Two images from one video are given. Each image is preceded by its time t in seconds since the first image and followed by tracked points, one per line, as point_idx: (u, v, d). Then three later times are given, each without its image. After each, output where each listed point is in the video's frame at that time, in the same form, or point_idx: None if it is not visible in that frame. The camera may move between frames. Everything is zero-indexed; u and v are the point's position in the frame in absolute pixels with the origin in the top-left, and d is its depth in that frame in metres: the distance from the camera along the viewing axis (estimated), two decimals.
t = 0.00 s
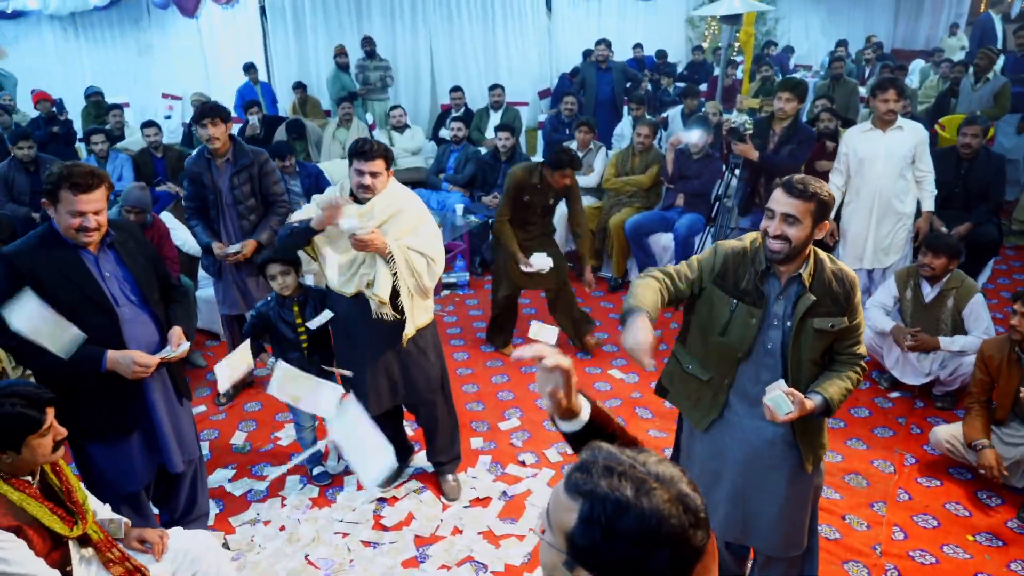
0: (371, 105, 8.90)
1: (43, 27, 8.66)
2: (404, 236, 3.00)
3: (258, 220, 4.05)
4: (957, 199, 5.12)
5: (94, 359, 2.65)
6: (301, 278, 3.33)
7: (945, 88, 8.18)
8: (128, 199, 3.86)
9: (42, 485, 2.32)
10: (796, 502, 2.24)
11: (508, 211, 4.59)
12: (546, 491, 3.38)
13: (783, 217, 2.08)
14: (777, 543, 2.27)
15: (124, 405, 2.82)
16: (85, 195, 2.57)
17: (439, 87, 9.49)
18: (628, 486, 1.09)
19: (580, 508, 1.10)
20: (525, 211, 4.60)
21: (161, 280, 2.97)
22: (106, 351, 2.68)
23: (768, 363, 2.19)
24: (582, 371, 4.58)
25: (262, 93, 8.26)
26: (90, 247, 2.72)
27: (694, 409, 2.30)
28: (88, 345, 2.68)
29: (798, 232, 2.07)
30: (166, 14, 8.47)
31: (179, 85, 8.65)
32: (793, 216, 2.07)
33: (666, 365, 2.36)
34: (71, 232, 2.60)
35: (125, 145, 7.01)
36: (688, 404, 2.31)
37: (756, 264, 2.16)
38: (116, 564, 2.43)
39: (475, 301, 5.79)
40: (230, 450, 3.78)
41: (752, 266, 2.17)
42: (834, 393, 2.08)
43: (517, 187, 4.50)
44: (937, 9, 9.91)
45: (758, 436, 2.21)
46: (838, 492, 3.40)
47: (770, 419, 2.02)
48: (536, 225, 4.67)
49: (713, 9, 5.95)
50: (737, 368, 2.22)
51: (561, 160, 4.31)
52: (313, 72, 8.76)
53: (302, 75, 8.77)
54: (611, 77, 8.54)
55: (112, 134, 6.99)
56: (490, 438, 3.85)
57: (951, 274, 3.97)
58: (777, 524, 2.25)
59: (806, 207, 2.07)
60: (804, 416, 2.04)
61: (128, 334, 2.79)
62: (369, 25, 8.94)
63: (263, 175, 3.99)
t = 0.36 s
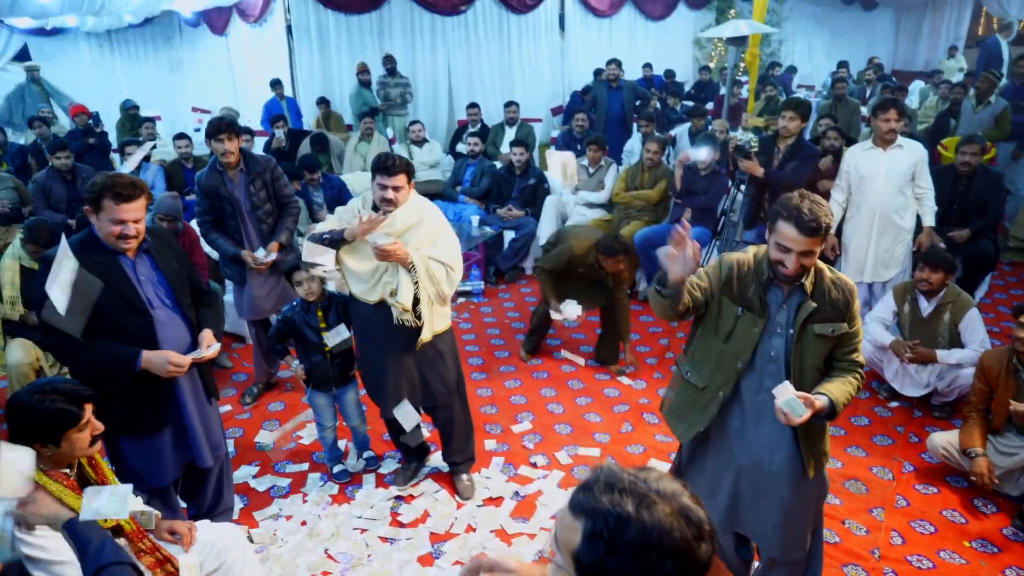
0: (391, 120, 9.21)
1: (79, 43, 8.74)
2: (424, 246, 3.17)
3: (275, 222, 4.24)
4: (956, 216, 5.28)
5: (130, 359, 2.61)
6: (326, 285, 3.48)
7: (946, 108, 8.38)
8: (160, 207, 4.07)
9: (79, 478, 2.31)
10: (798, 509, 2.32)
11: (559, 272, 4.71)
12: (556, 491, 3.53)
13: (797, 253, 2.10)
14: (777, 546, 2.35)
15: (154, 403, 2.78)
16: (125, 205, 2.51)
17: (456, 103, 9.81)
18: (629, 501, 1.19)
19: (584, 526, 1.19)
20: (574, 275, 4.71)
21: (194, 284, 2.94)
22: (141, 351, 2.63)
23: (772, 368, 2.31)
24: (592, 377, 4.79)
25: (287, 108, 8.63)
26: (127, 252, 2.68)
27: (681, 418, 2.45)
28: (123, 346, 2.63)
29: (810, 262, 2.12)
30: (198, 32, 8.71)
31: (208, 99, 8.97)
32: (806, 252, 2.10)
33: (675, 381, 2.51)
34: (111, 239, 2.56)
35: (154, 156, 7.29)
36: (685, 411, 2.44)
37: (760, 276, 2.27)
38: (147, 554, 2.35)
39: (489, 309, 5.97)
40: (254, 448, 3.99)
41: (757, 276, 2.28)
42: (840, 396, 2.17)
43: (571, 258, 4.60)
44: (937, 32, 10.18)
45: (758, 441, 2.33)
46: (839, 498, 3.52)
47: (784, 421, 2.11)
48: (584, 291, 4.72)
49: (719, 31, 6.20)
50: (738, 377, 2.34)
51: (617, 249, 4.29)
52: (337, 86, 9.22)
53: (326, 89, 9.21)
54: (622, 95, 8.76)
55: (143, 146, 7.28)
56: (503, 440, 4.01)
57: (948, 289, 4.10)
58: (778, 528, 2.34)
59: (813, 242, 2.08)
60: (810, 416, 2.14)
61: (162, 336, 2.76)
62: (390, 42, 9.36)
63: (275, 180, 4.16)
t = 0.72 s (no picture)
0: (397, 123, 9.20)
1: (87, 44, 8.87)
2: (432, 248, 3.18)
3: (282, 223, 4.27)
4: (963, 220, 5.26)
5: (138, 359, 2.62)
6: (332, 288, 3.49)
7: (953, 112, 8.35)
8: (169, 209, 4.13)
9: (88, 478, 2.31)
10: (802, 513, 2.30)
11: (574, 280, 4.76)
12: (561, 494, 3.54)
13: (804, 257, 2.10)
14: (780, 550, 2.34)
15: (162, 403, 2.79)
16: (135, 207, 2.52)
17: (462, 105, 9.85)
18: (634, 508, 1.19)
19: (589, 533, 1.20)
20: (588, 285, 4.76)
21: (201, 284, 2.95)
22: (149, 351, 2.64)
23: (776, 372, 2.30)
24: (598, 380, 4.79)
25: (294, 110, 8.68)
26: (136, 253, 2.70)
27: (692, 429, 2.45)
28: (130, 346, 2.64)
29: (817, 267, 2.11)
30: (205, 34, 8.77)
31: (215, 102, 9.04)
32: (813, 257, 2.10)
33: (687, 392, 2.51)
34: (121, 241, 2.58)
35: (162, 159, 7.33)
36: (695, 421, 2.45)
37: (764, 283, 2.28)
38: (155, 554, 2.37)
39: (495, 312, 5.99)
40: (260, 449, 4.01)
41: (761, 283, 2.28)
42: (846, 399, 2.15)
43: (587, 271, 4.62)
44: (944, 36, 10.16)
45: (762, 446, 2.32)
46: (846, 503, 3.51)
47: (791, 423, 2.10)
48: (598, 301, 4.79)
49: (725, 35, 6.21)
50: (741, 382, 2.33)
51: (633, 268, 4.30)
52: (343, 89, 9.02)
53: (332, 93, 9.01)
54: (627, 98, 8.77)
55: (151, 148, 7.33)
56: (509, 442, 4.02)
57: (955, 293, 4.10)
58: (782, 533, 2.32)
59: (821, 247, 2.08)
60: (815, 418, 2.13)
61: (170, 337, 2.77)
62: (396, 45, 9.26)
63: (281, 180, 4.19)
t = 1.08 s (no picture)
0: (404, 126, 9.25)
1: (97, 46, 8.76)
2: (439, 250, 3.19)
3: (292, 224, 4.29)
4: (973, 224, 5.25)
5: (148, 359, 2.64)
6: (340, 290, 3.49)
7: (962, 115, 8.32)
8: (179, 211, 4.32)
9: (99, 478, 2.32)
10: (812, 518, 2.29)
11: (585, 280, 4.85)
12: (568, 497, 3.54)
13: (813, 262, 2.10)
14: (790, 556, 2.32)
15: (172, 402, 2.81)
16: (145, 208, 2.54)
17: (469, 108, 9.95)
18: (637, 517, 1.19)
19: (591, 544, 1.21)
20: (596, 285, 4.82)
21: (211, 285, 2.95)
22: (159, 351, 2.66)
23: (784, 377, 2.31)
24: (605, 383, 4.80)
25: (302, 113, 8.89)
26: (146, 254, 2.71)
27: (716, 437, 2.40)
28: (140, 346, 2.65)
29: (825, 271, 2.11)
30: (214, 39, 8.65)
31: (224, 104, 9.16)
32: (821, 261, 2.09)
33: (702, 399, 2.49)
34: (131, 242, 2.59)
35: (171, 161, 7.40)
36: (714, 429, 2.41)
37: (770, 289, 2.27)
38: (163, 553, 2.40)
39: (502, 314, 6.01)
40: (268, 450, 4.03)
41: (767, 288, 2.27)
42: (853, 402, 2.15)
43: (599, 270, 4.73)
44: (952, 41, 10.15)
45: (769, 450, 2.31)
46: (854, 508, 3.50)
47: (798, 424, 2.10)
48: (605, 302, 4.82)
49: (733, 39, 6.24)
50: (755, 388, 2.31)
51: (644, 263, 4.44)
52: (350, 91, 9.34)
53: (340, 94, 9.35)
54: (635, 101, 8.79)
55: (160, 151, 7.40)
56: (516, 445, 4.02)
57: (962, 298, 4.09)
58: (793, 539, 2.31)
59: (828, 251, 2.08)
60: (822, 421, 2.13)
61: (180, 337, 2.77)
62: (404, 48, 9.45)
63: (290, 182, 4.24)
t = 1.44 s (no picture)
0: (414, 129, 9.24)
1: (111, 51, 8.87)
2: (450, 253, 3.20)
3: (308, 227, 4.35)
4: (986, 229, 5.22)
5: (162, 360, 2.66)
6: (351, 292, 3.51)
7: (975, 119, 8.26)
8: (192, 214, 4.44)
9: (114, 478, 2.31)
10: (823, 523, 2.28)
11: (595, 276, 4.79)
12: (578, 501, 3.53)
13: (824, 268, 2.09)
14: (800, 562, 2.31)
15: (186, 403, 2.83)
16: (160, 211, 2.57)
17: (478, 111, 9.96)
18: (638, 534, 1.20)
19: (591, 561, 1.21)
20: (607, 279, 4.77)
21: (224, 287, 2.97)
22: (174, 352, 2.68)
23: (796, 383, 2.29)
24: (614, 387, 4.80)
25: (312, 116, 8.97)
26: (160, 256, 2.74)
27: (728, 441, 2.38)
28: (154, 347, 2.68)
29: (837, 276, 2.10)
30: (226, 43, 8.92)
31: (236, 108, 9.28)
32: (832, 267, 2.09)
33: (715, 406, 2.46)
34: (146, 244, 2.61)
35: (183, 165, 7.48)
36: (727, 435, 2.39)
37: (781, 296, 2.25)
38: (177, 553, 2.42)
39: (511, 317, 6.02)
40: (278, 451, 4.05)
41: (778, 295, 2.26)
42: (864, 407, 2.15)
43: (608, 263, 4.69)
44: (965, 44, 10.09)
45: (781, 455, 2.28)
46: (866, 515, 3.48)
47: (806, 429, 2.10)
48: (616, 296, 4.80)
49: (742, 43, 6.27)
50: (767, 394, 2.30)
51: (653, 249, 4.43)
52: (361, 96, 9.40)
53: (351, 99, 9.41)
54: (644, 105, 8.86)
55: (173, 154, 7.48)
56: (525, 448, 4.02)
57: (975, 303, 4.08)
58: (804, 545, 2.29)
59: (841, 257, 2.07)
60: (833, 427, 2.12)
61: (193, 339, 2.79)
62: (414, 53, 9.55)
63: (306, 185, 4.30)
